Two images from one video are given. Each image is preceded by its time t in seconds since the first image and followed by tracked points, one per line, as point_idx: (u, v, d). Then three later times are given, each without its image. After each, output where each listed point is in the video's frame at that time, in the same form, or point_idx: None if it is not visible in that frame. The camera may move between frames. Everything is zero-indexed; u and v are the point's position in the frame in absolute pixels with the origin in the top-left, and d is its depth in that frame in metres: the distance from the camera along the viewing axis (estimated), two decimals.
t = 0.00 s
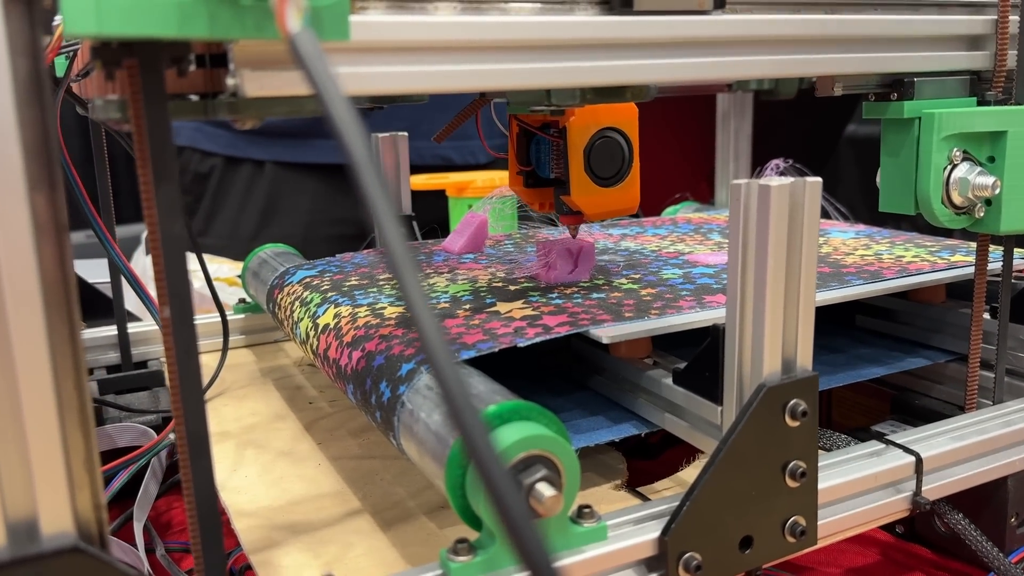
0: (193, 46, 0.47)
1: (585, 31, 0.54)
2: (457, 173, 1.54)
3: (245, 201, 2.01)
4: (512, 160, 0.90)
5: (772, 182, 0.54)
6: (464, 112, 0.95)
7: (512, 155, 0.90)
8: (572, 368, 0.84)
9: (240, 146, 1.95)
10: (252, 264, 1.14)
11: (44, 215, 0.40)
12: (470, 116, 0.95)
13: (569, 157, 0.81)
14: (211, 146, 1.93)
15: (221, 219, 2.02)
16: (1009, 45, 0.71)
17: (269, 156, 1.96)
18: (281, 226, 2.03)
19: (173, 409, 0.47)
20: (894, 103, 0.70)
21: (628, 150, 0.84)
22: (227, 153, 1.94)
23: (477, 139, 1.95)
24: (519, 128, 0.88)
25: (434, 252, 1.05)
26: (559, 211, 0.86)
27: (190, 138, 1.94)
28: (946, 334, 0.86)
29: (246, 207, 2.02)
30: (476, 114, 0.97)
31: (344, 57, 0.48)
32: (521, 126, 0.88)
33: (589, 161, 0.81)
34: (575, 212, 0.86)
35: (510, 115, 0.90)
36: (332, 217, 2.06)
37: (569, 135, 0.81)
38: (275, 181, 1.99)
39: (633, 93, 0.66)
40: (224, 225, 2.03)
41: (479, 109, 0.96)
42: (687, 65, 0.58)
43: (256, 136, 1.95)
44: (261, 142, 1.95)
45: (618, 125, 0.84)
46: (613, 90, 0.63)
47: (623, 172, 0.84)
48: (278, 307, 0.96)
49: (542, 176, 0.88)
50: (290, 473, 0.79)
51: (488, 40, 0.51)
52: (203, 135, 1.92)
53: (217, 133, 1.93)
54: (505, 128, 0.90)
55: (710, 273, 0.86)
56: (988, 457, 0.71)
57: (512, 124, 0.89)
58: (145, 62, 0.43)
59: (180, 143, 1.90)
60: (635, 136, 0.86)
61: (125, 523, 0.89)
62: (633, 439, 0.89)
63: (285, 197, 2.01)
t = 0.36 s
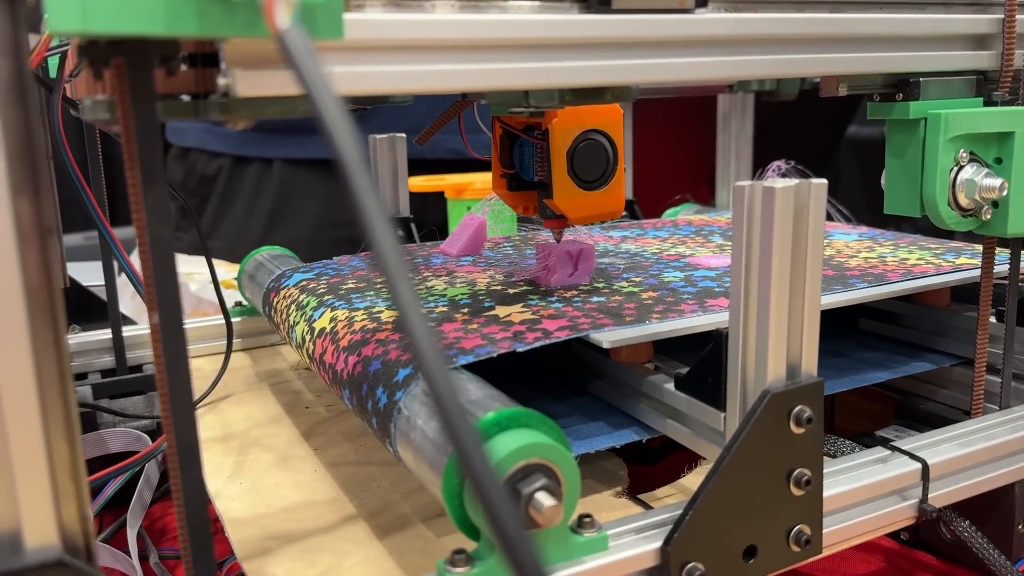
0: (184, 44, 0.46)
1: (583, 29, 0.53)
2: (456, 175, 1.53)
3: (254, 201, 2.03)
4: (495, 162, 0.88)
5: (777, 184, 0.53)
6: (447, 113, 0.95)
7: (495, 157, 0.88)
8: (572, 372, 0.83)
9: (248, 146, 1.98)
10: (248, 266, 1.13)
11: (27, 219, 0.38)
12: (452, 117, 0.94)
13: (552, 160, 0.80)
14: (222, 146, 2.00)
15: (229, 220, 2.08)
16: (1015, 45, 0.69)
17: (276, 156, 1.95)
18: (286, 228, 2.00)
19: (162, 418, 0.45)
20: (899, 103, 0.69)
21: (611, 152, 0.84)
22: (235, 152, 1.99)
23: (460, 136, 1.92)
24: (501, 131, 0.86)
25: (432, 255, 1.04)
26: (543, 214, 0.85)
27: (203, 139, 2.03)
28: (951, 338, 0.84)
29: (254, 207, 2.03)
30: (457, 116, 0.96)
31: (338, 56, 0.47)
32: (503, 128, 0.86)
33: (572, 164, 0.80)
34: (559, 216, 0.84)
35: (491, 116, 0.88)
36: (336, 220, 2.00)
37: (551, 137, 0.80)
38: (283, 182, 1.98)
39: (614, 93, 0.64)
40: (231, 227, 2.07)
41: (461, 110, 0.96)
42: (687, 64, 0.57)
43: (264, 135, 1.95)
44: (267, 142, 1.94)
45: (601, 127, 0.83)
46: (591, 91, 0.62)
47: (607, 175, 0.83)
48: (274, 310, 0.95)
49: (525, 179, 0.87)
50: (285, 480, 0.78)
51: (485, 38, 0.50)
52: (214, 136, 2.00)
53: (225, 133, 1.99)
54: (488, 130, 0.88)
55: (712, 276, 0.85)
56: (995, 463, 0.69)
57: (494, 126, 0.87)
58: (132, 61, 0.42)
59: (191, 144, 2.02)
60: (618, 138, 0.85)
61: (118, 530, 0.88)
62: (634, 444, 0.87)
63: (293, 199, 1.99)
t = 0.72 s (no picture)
0: (166, 44, 0.45)
1: (573, 29, 0.52)
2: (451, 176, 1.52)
3: (259, 204, 2.02)
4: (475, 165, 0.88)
5: (771, 185, 0.52)
6: (428, 114, 0.94)
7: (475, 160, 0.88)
8: (565, 376, 0.82)
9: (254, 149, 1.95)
10: (241, 269, 1.12)
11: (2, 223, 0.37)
12: (432, 118, 0.94)
13: (531, 162, 0.79)
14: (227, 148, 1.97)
15: (236, 222, 2.06)
16: (1013, 45, 0.69)
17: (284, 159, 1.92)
18: (293, 230, 1.98)
19: (143, 425, 0.45)
20: (896, 104, 0.68)
21: (593, 155, 0.83)
22: (242, 154, 1.96)
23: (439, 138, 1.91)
24: (482, 134, 0.86)
25: (425, 258, 1.03)
26: (523, 217, 0.84)
27: (207, 142, 2.00)
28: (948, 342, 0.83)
29: (260, 210, 2.02)
30: (439, 117, 0.96)
31: (324, 56, 0.46)
32: (484, 130, 0.86)
33: (551, 166, 0.79)
34: (540, 219, 0.83)
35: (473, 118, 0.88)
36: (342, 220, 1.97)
37: (530, 139, 0.79)
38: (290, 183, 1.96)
39: (590, 96, 0.62)
40: (239, 229, 2.06)
41: (442, 111, 0.95)
42: (679, 65, 0.56)
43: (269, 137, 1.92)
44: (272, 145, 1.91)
45: (582, 130, 0.83)
46: (567, 93, 0.60)
47: (589, 178, 0.82)
48: (265, 313, 0.94)
49: (505, 181, 0.86)
50: (275, 486, 0.77)
51: (473, 38, 0.49)
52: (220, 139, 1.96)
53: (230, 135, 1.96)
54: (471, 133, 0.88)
55: (707, 279, 0.84)
56: (993, 469, 0.68)
57: (476, 129, 0.87)
58: (110, 62, 0.42)
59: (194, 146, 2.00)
60: (600, 141, 0.84)
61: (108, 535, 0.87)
62: (628, 448, 0.86)
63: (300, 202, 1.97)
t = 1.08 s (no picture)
0: (147, 42, 0.45)
1: (565, 26, 0.51)
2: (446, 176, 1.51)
3: (251, 206, 2.00)
4: (484, 164, 0.87)
5: (766, 186, 0.51)
6: (436, 113, 0.93)
7: (484, 159, 0.86)
8: (559, 379, 0.81)
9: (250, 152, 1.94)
10: (233, 270, 1.11)
11: None
12: (441, 117, 0.93)
13: (542, 161, 0.78)
14: (221, 150, 1.96)
15: (230, 223, 2.05)
16: (1012, 43, 0.68)
17: (276, 161, 1.91)
18: (285, 233, 1.98)
19: (123, 433, 0.44)
20: (893, 103, 0.67)
21: (604, 154, 0.81)
22: (236, 156, 1.95)
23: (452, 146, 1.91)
24: (491, 132, 0.85)
25: (419, 259, 1.02)
26: (534, 216, 0.83)
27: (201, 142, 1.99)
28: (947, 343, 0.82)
29: (252, 212, 2.00)
30: (446, 117, 0.95)
31: (308, 53, 0.46)
32: (493, 129, 0.85)
33: (562, 165, 0.78)
34: (550, 218, 0.82)
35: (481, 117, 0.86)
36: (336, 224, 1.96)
37: (541, 138, 0.78)
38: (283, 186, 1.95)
39: (603, 94, 0.61)
40: (232, 231, 2.04)
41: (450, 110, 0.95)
42: (673, 62, 0.55)
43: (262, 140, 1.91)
44: (267, 147, 1.89)
45: (595, 128, 0.81)
46: (580, 91, 0.59)
47: (598, 176, 0.81)
48: (256, 315, 0.93)
49: (516, 181, 0.85)
50: (265, 490, 0.76)
51: (462, 35, 0.49)
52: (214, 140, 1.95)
53: (225, 137, 1.95)
54: (479, 131, 0.87)
55: (702, 280, 0.83)
56: (992, 473, 0.67)
57: (483, 127, 0.86)
58: (88, 61, 0.41)
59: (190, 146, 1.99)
60: (610, 139, 0.83)
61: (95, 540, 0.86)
62: (623, 451, 0.85)
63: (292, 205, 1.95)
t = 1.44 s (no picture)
0: (134, 34, 0.44)
1: (563, 18, 0.50)
2: (443, 175, 1.49)
3: (250, 206, 2.00)
4: (494, 160, 0.86)
5: (768, 182, 0.50)
6: (445, 109, 0.91)
7: (495, 155, 0.85)
8: (557, 379, 0.80)
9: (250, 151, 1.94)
10: (227, 269, 1.09)
11: None
12: (450, 114, 0.91)
13: (553, 157, 0.77)
14: (216, 149, 1.94)
15: (230, 223, 2.03)
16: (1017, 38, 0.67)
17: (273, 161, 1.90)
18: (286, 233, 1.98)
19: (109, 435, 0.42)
20: (896, 98, 0.66)
21: (614, 149, 0.80)
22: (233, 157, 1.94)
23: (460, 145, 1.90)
24: (501, 128, 0.83)
25: (415, 258, 1.00)
26: (543, 212, 0.82)
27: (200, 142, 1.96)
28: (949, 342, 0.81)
29: (251, 212, 2.00)
30: (456, 113, 0.93)
31: (299, 46, 0.45)
32: (502, 125, 0.83)
33: (573, 161, 0.77)
34: (560, 214, 0.81)
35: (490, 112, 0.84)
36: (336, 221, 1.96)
37: (552, 133, 0.77)
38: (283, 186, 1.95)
39: (620, 87, 0.61)
40: (231, 230, 2.03)
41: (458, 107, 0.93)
42: (672, 57, 0.54)
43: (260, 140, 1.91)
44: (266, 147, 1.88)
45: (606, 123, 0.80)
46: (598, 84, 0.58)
47: (609, 172, 0.80)
48: (250, 315, 0.92)
49: (525, 176, 0.84)
50: (258, 492, 0.75)
51: (456, 28, 0.48)
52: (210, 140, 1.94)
53: (222, 136, 1.93)
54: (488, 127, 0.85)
55: (702, 279, 0.82)
56: (997, 474, 0.66)
57: (493, 122, 0.84)
58: (71, 52, 0.40)
59: (186, 146, 1.96)
60: (621, 134, 0.81)
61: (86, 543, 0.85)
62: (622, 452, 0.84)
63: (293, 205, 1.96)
